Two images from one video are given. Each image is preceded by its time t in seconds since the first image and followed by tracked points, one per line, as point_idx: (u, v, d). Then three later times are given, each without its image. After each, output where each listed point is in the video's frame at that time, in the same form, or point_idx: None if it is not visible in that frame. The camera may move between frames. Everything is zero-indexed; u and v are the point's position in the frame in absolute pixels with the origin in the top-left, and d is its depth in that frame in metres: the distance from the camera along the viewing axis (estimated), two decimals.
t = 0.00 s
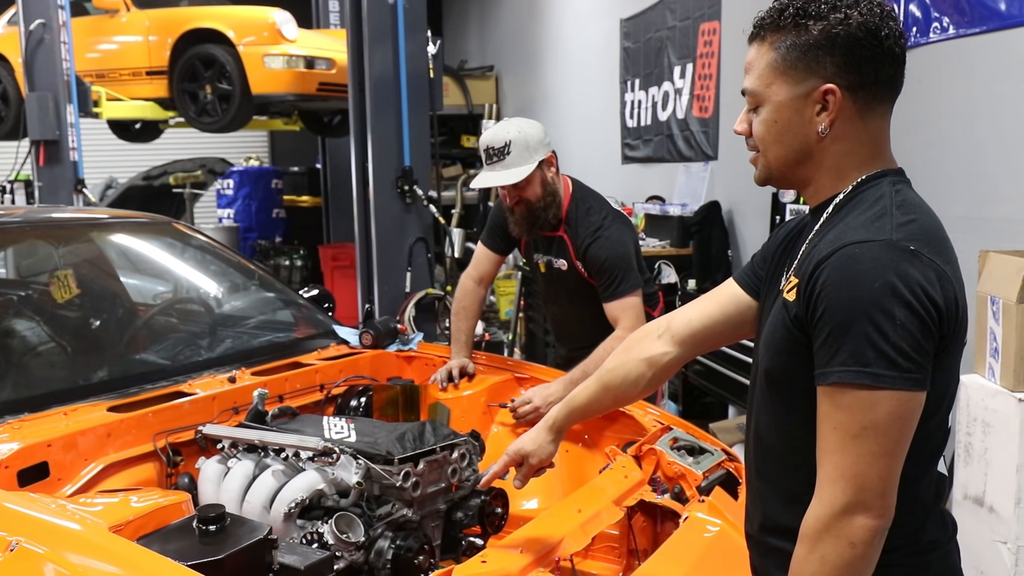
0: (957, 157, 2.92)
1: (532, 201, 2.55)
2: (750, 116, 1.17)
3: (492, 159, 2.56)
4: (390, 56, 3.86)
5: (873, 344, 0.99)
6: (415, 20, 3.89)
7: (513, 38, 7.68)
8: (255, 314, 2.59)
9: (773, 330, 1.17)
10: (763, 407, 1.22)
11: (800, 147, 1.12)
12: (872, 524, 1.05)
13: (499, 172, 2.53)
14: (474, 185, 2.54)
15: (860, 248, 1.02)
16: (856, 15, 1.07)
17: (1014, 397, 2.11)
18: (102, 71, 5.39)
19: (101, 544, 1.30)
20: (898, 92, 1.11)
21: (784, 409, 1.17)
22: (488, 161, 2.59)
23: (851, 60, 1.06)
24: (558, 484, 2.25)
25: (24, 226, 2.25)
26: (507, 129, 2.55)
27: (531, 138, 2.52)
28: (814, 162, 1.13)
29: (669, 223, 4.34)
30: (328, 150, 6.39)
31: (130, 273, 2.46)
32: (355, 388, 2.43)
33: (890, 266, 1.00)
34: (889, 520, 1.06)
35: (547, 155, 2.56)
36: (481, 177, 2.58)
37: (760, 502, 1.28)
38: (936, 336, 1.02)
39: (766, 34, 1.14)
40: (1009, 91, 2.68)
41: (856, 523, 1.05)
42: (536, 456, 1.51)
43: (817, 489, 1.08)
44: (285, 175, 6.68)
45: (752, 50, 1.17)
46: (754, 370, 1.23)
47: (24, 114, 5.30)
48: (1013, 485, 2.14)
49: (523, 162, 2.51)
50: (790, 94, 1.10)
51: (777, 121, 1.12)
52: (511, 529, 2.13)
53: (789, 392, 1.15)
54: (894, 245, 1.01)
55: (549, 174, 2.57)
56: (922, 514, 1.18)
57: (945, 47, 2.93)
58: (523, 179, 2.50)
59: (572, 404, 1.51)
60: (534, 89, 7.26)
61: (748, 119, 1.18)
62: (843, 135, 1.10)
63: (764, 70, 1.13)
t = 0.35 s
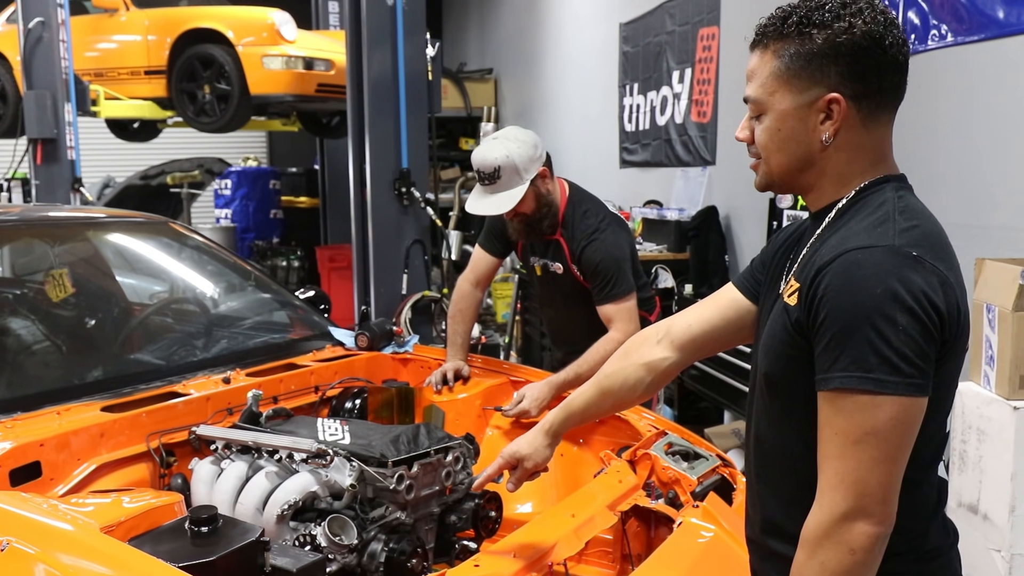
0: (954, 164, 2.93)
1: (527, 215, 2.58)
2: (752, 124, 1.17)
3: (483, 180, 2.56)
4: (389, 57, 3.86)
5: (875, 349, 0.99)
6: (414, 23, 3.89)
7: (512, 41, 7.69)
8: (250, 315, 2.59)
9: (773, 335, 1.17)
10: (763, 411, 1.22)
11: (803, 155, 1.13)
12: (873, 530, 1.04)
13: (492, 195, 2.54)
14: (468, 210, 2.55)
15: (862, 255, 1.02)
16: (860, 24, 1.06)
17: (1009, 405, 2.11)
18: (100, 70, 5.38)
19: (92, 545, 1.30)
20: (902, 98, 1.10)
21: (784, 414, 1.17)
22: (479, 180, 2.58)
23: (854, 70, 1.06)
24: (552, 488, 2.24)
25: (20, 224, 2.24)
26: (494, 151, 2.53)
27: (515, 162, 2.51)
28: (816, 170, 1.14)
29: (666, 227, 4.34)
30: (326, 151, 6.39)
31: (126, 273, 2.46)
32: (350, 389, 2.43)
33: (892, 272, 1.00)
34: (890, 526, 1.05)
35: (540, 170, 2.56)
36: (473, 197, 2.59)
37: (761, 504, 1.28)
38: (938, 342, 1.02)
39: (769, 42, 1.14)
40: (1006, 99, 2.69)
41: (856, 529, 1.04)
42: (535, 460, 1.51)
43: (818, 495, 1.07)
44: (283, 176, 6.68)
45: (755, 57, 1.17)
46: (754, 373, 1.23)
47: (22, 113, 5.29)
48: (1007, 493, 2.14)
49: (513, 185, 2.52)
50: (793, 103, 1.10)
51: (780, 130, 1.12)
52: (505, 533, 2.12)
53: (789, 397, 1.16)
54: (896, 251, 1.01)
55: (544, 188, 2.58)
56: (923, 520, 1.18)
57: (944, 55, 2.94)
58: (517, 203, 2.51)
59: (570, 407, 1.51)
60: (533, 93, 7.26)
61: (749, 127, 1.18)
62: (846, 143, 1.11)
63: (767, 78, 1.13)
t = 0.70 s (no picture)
0: (960, 158, 2.92)
1: (527, 212, 2.58)
2: (763, 119, 1.17)
3: (482, 177, 2.56)
4: (392, 53, 3.86)
5: (890, 348, 0.99)
6: (416, 19, 3.89)
7: (514, 37, 7.69)
8: (255, 311, 2.60)
9: (785, 331, 1.17)
10: (774, 408, 1.22)
11: (818, 152, 1.13)
12: (886, 529, 1.05)
13: (490, 193, 2.54)
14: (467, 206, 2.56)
15: (877, 252, 1.02)
16: (877, 19, 1.06)
17: (1017, 400, 2.10)
18: (103, 67, 5.38)
19: (98, 539, 1.30)
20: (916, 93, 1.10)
21: (795, 410, 1.17)
22: (479, 176, 2.58)
23: (871, 66, 1.06)
24: (556, 483, 2.24)
25: (24, 221, 2.25)
26: (493, 148, 2.52)
27: (515, 158, 2.50)
28: (830, 166, 1.14)
29: (670, 222, 4.34)
30: (329, 148, 6.39)
31: (130, 270, 2.47)
32: (354, 384, 2.44)
33: (908, 270, 1.00)
34: (903, 525, 1.06)
35: (540, 166, 2.54)
36: (473, 193, 2.60)
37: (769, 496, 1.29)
38: (953, 341, 1.02)
39: (782, 36, 1.13)
40: (1012, 93, 2.68)
41: (869, 527, 1.05)
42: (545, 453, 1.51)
43: (830, 492, 1.08)
44: (286, 172, 6.69)
45: (765, 51, 1.16)
46: (765, 369, 1.24)
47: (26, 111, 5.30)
48: (1014, 488, 2.14)
49: (512, 183, 2.51)
50: (809, 101, 1.10)
51: (795, 127, 1.12)
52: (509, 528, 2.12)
53: (801, 393, 1.16)
54: (912, 249, 1.01)
55: (544, 185, 2.56)
56: (932, 516, 1.18)
57: (950, 48, 2.93)
58: (514, 202, 2.51)
59: (579, 403, 1.51)
60: (535, 88, 7.26)
61: (760, 122, 1.18)
62: (861, 140, 1.11)
63: (780, 74, 1.12)
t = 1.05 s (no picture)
0: (954, 162, 2.92)
1: (521, 215, 2.60)
2: (766, 127, 1.17)
3: (477, 180, 2.57)
4: (389, 57, 3.86)
5: (881, 354, 0.99)
6: (413, 23, 3.89)
7: (512, 40, 7.69)
8: (251, 315, 2.59)
9: (782, 335, 1.16)
10: (771, 411, 1.22)
11: (818, 159, 1.12)
12: (874, 533, 1.04)
13: (484, 196, 2.55)
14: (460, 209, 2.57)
15: (871, 257, 1.01)
16: (874, 26, 1.05)
17: (1011, 403, 2.10)
18: (101, 70, 5.38)
19: (90, 547, 1.29)
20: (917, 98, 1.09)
21: (790, 413, 1.17)
22: (474, 180, 2.59)
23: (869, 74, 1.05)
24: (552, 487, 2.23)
25: (19, 226, 2.24)
26: (488, 150, 2.54)
27: (509, 160, 2.50)
28: (832, 172, 1.14)
29: (667, 226, 4.34)
30: (327, 151, 6.38)
31: (126, 274, 2.47)
32: (350, 389, 2.43)
33: (901, 276, 0.99)
34: (891, 530, 1.05)
35: (535, 170, 2.55)
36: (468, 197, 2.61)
37: (766, 503, 1.28)
38: (946, 348, 1.01)
39: (781, 44, 1.13)
40: (1007, 96, 2.68)
41: (857, 532, 1.04)
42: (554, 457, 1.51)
43: (820, 495, 1.07)
44: (284, 176, 6.69)
45: (766, 59, 1.16)
46: (764, 373, 1.23)
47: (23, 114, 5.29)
48: (1009, 492, 2.13)
49: (506, 185, 2.52)
50: (808, 108, 1.10)
51: (795, 134, 1.11)
52: (505, 534, 2.11)
53: (796, 398, 1.15)
54: (906, 255, 1.01)
55: (538, 189, 2.57)
56: (926, 523, 1.17)
57: (944, 52, 2.93)
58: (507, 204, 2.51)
59: (587, 407, 1.51)
60: (533, 91, 7.26)
61: (763, 129, 1.17)
62: (862, 146, 1.10)
63: (780, 82, 1.12)
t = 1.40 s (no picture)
0: (945, 166, 2.94)
1: (514, 220, 2.60)
2: (754, 137, 1.18)
3: (469, 185, 2.58)
4: (382, 63, 3.87)
5: (859, 358, 1.00)
6: (406, 29, 3.90)
7: (504, 46, 7.71)
8: (245, 321, 2.59)
9: (770, 338, 1.18)
10: (761, 414, 1.23)
11: (802, 166, 1.14)
12: (850, 534, 1.05)
13: (477, 201, 2.56)
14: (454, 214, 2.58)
15: (853, 263, 1.02)
16: (845, 34, 1.06)
17: (1004, 406, 2.11)
18: (93, 77, 5.38)
19: (86, 554, 1.29)
20: (897, 102, 1.10)
21: (779, 416, 1.18)
22: (466, 185, 2.61)
23: (843, 81, 1.06)
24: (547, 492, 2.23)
25: (13, 233, 2.24)
26: (479, 157, 2.54)
27: (501, 168, 2.51)
28: (818, 179, 1.15)
29: (660, 231, 4.35)
30: (320, 157, 6.38)
31: (119, 280, 2.47)
32: (345, 396, 2.43)
33: (881, 282, 1.00)
34: (868, 531, 1.06)
35: (527, 175, 2.56)
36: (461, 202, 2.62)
37: (755, 504, 1.30)
38: (926, 354, 1.02)
39: (761, 57, 1.15)
40: (997, 100, 2.70)
41: (833, 532, 1.05)
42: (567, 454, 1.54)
43: (799, 496, 1.09)
44: (277, 182, 6.69)
45: (750, 72, 1.18)
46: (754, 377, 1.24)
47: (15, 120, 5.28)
48: (1002, 494, 2.15)
49: (496, 193, 2.54)
50: (787, 117, 1.11)
51: (778, 143, 1.13)
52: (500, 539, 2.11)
53: (784, 401, 1.16)
54: (888, 261, 1.02)
55: (530, 195, 2.58)
56: (914, 524, 1.18)
57: (934, 57, 2.95)
58: (499, 209, 2.52)
59: (599, 408, 1.54)
60: (526, 97, 7.28)
61: (752, 140, 1.19)
62: (844, 151, 1.11)
63: (761, 93, 1.14)
